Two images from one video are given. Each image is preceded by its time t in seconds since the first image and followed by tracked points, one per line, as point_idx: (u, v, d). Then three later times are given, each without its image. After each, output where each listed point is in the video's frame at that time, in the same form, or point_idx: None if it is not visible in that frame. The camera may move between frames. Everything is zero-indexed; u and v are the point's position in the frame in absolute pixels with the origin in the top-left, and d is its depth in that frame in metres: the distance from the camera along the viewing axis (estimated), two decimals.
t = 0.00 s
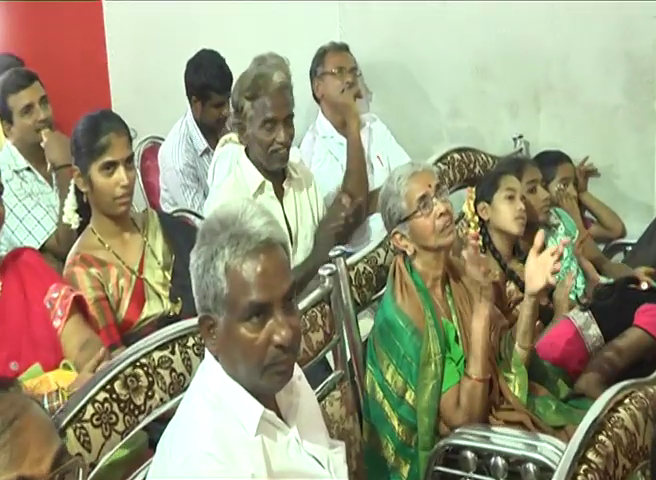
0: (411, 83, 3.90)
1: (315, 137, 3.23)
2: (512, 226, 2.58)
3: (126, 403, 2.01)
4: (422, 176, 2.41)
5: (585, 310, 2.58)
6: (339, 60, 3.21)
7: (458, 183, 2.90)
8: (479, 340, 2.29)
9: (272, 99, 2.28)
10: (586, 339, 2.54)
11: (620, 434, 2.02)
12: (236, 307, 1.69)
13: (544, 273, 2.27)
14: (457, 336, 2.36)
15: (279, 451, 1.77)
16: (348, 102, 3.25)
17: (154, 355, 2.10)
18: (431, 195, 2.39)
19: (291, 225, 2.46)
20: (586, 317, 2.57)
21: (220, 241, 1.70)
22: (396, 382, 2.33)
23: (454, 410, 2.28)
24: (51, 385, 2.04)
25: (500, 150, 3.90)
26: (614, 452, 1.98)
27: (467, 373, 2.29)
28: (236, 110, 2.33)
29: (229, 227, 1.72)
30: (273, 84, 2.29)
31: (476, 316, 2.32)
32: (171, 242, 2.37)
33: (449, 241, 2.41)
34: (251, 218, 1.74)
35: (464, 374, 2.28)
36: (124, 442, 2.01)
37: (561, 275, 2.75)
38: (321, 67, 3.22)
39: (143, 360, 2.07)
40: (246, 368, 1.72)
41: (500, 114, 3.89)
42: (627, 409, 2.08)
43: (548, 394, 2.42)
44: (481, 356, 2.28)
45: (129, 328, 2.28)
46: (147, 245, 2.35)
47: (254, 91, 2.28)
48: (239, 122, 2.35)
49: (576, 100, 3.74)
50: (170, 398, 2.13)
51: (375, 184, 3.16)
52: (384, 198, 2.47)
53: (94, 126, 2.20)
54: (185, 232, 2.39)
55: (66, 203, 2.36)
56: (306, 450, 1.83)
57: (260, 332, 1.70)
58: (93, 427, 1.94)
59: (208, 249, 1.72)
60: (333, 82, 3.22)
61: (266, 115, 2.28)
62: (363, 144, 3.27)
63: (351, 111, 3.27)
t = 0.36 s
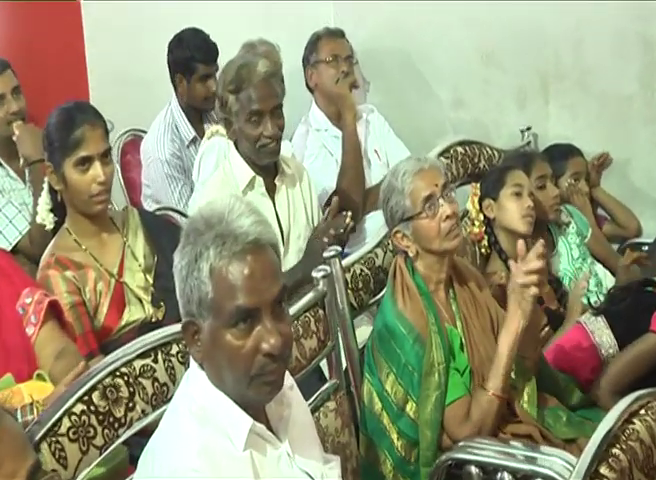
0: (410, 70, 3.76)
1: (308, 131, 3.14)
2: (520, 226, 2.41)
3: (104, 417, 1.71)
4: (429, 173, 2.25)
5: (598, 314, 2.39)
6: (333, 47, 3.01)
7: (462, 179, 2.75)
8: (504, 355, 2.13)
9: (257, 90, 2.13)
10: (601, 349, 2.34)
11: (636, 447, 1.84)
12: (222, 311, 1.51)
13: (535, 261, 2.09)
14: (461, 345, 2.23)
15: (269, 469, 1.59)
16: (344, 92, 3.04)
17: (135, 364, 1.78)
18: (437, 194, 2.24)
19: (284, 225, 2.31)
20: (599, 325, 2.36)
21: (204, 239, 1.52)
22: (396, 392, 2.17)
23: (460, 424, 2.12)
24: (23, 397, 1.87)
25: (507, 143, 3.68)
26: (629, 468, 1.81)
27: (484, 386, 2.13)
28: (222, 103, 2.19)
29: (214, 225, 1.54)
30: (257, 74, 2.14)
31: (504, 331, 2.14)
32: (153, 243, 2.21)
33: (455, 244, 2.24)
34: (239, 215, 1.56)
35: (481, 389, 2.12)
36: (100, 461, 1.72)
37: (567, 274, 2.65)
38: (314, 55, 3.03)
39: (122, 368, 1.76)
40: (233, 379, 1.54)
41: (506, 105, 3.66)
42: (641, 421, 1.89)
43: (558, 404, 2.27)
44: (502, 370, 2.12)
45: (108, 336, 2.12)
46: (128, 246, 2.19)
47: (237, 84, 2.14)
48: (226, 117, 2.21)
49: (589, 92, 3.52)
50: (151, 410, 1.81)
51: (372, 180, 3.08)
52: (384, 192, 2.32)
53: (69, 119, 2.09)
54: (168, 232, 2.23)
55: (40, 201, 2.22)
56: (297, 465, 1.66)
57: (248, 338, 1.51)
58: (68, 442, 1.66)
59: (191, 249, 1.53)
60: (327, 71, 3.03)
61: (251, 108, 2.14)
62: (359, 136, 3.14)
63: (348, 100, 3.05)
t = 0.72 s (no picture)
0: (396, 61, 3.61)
1: (288, 123, 2.95)
2: (515, 224, 2.27)
3: (69, 432, 1.55)
4: (418, 169, 2.10)
5: (597, 319, 2.24)
6: (315, 32, 2.86)
7: (453, 174, 2.61)
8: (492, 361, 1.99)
9: (230, 78, 1.99)
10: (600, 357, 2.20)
11: (637, 462, 1.69)
12: (195, 319, 1.39)
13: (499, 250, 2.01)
14: (451, 353, 2.06)
15: None
16: (327, 81, 2.87)
17: (103, 376, 1.62)
18: (426, 192, 2.09)
19: (261, 225, 2.14)
20: (598, 330, 2.23)
21: (178, 242, 1.40)
22: (381, 404, 2.02)
23: (451, 437, 1.97)
24: None
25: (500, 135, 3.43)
26: None
27: (473, 395, 1.99)
28: (193, 94, 2.05)
29: (188, 225, 1.42)
30: (230, 61, 2.00)
31: (490, 334, 2.01)
32: (121, 245, 2.06)
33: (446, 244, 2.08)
34: (215, 214, 1.44)
35: (469, 397, 1.98)
36: None
37: (566, 276, 2.53)
38: (294, 42, 2.88)
39: (90, 381, 1.60)
40: (208, 392, 1.41)
41: (499, 94, 3.40)
42: (642, 433, 1.74)
43: (555, 415, 2.12)
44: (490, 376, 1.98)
45: (72, 346, 1.97)
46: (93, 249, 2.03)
47: (209, 72, 2.00)
48: (198, 108, 2.06)
49: (585, 80, 3.31)
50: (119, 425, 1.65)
51: (356, 177, 2.92)
52: (368, 189, 2.16)
53: (26, 113, 1.94)
54: (137, 234, 2.08)
55: None
56: None
57: (224, 346, 1.39)
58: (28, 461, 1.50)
59: (164, 252, 1.41)
60: (308, 60, 2.87)
61: (224, 97, 2.00)
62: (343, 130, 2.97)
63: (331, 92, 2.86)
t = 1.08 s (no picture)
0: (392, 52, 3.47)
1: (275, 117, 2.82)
2: (517, 224, 2.12)
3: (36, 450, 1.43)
4: (411, 163, 1.96)
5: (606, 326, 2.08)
6: (305, 19, 2.69)
7: (451, 170, 2.47)
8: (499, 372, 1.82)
9: (212, 66, 1.86)
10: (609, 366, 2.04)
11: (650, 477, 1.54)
12: (177, 327, 1.26)
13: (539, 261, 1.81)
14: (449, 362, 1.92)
15: None
16: (316, 71, 2.70)
17: (74, 387, 1.50)
18: (420, 187, 1.95)
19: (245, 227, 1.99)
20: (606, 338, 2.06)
21: (158, 243, 1.27)
22: (375, 417, 1.88)
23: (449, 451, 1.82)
24: None
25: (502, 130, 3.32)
26: None
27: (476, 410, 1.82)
28: (173, 83, 1.92)
29: (169, 224, 1.29)
30: (212, 47, 1.87)
31: (501, 346, 1.82)
32: (96, 246, 1.92)
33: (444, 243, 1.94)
34: (198, 214, 1.31)
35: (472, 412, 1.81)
36: None
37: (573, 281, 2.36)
38: (280, 30, 2.71)
39: (59, 394, 1.47)
40: (189, 405, 1.28)
41: (500, 85, 3.30)
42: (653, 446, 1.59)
43: (561, 430, 1.99)
44: (499, 394, 1.81)
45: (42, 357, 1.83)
46: (65, 252, 1.89)
47: (190, 60, 1.87)
48: (178, 99, 1.93)
49: (593, 70, 3.22)
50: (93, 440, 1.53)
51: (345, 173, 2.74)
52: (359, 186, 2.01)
53: None
54: (113, 235, 1.94)
55: None
56: None
57: (208, 355, 1.27)
58: None
59: (142, 254, 1.27)
60: (295, 47, 2.70)
61: (206, 86, 1.87)
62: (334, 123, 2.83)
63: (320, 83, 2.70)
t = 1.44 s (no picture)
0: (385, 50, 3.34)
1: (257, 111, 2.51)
2: (517, 226, 2.00)
3: None
4: (403, 162, 1.82)
5: (612, 334, 1.92)
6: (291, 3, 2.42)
7: (445, 169, 2.35)
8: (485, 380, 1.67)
9: (189, 54, 1.74)
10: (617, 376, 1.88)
11: None
12: (152, 339, 1.17)
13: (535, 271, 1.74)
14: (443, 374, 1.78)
15: None
16: (302, 63, 2.39)
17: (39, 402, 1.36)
18: (414, 188, 1.80)
19: (226, 228, 1.86)
20: (614, 346, 1.90)
21: (131, 248, 1.17)
22: (364, 434, 1.74)
23: (442, 470, 1.68)
24: None
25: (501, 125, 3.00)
26: None
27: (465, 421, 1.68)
28: (149, 74, 1.79)
29: (143, 227, 1.19)
30: (191, 35, 1.74)
31: (484, 351, 1.68)
32: (66, 250, 1.80)
33: (439, 248, 1.79)
34: (175, 216, 1.21)
35: (460, 423, 1.67)
36: None
37: (577, 286, 2.25)
38: (263, 18, 2.43)
39: (23, 410, 1.34)
40: (165, 422, 1.19)
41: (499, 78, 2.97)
42: None
43: (564, 444, 1.86)
44: (486, 400, 1.67)
45: (6, 369, 1.70)
46: (32, 256, 1.76)
47: (167, 49, 1.74)
48: (155, 92, 1.81)
49: (596, 60, 2.90)
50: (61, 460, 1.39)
51: (335, 172, 2.49)
52: (349, 187, 1.86)
53: None
54: (84, 236, 1.82)
55: None
56: None
57: (186, 367, 1.18)
58: None
59: (115, 259, 1.18)
60: (279, 37, 2.41)
61: (184, 76, 1.74)
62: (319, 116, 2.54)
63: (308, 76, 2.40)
